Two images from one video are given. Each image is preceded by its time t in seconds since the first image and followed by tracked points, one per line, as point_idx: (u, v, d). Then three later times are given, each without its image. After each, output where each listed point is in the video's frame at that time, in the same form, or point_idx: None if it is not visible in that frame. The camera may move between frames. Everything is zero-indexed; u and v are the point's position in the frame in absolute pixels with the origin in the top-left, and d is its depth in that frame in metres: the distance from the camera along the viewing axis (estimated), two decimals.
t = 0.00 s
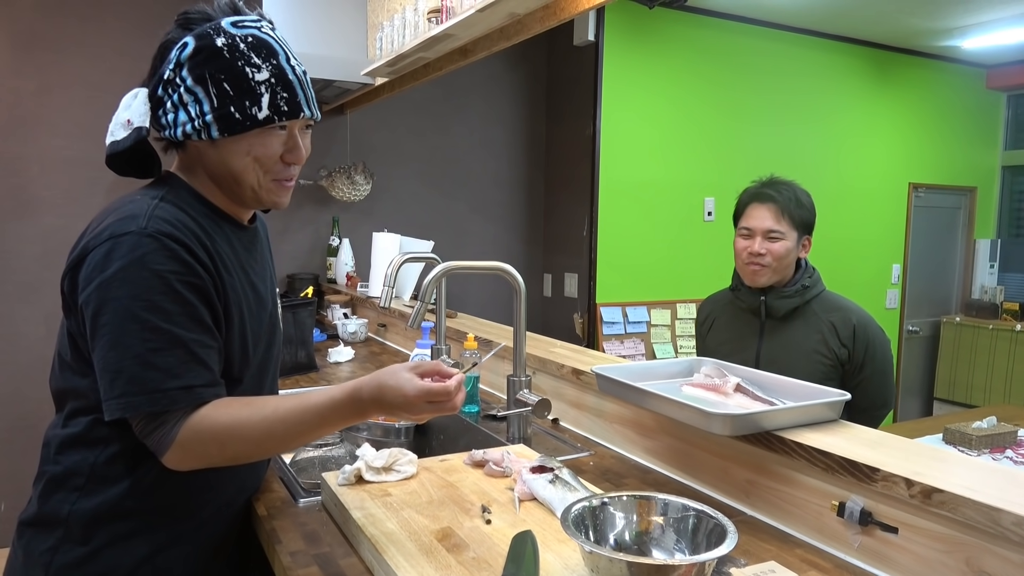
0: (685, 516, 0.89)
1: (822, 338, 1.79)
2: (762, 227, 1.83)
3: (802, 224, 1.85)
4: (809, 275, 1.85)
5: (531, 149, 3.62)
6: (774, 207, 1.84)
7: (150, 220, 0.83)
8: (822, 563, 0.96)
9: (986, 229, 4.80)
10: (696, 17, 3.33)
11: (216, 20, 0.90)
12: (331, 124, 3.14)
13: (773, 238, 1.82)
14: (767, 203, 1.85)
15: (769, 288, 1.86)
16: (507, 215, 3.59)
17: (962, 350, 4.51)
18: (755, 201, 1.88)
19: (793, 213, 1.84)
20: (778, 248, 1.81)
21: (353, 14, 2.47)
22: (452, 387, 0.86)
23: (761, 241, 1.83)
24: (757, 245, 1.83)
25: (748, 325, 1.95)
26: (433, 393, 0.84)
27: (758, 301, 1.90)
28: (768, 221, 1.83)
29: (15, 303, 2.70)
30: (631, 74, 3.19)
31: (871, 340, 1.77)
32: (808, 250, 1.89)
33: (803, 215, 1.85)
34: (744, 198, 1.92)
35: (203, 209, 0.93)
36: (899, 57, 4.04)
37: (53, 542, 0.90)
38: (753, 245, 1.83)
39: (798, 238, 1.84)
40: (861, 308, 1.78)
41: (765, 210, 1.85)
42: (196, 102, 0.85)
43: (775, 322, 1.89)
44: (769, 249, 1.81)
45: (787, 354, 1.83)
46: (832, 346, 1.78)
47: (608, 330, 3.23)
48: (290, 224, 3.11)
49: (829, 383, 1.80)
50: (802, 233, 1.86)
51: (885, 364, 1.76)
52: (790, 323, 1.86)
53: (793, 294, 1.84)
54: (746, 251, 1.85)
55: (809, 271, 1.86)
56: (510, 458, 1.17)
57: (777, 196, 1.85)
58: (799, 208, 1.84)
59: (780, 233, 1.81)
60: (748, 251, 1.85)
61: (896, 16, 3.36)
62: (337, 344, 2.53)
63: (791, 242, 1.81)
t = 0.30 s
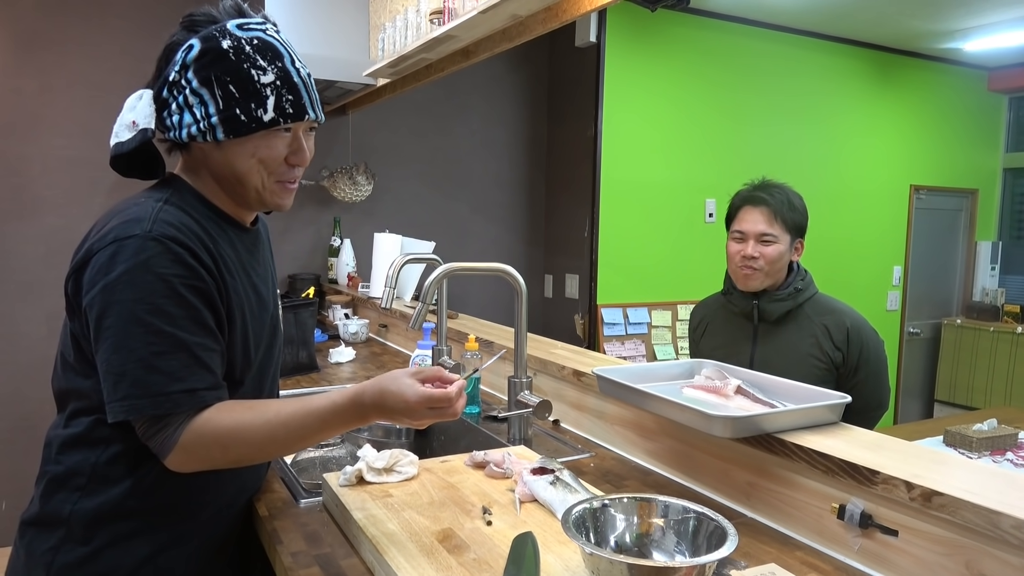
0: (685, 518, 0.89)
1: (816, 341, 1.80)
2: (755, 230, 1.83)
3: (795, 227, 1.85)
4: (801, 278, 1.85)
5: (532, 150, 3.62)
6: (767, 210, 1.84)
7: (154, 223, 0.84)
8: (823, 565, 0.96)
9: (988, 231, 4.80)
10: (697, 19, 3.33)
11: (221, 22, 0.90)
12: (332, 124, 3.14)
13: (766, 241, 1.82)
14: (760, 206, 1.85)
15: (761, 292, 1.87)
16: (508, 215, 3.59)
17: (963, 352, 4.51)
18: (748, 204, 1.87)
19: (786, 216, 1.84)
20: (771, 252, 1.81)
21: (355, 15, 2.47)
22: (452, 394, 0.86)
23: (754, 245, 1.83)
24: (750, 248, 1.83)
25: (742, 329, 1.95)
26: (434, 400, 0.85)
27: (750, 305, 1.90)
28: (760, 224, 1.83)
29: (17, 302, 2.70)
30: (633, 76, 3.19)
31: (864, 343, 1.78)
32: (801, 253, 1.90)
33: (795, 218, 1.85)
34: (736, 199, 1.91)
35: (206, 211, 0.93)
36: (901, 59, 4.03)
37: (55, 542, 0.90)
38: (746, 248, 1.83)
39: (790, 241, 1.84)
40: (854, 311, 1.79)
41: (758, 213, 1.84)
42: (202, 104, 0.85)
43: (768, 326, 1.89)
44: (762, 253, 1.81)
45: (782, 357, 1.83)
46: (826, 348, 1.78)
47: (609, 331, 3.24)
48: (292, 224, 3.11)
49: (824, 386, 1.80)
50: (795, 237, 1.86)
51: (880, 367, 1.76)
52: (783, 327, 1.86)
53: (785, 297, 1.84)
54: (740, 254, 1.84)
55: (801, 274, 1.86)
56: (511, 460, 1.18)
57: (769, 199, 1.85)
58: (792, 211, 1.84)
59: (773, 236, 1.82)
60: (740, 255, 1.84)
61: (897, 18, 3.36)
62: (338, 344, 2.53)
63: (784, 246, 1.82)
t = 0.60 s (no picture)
0: (685, 520, 0.89)
1: (812, 341, 1.80)
2: (756, 228, 1.84)
3: (796, 227, 1.86)
4: (800, 277, 1.85)
5: (533, 151, 3.62)
6: (768, 210, 1.84)
7: (155, 221, 0.84)
8: (823, 567, 0.97)
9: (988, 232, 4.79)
10: (697, 20, 3.33)
11: (223, 24, 0.90)
12: (333, 125, 3.15)
13: (766, 240, 1.82)
14: (762, 204, 1.86)
15: (760, 291, 1.87)
16: (509, 216, 3.59)
17: (963, 354, 4.51)
18: (750, 203, 1.88)
19: (787, 216, 1.84)
20: (771, 251, 1.81)
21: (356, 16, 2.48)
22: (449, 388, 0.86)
23: (754, 243, 1.83)
24: (750, 246, 1.83)
25: (740, 328, 1.95)
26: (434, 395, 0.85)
27: (749, 304, 1.90)
28: (762, 222, 1.84)
29: (18, 303, 2.71)
30: (633, 76, 3.19)
31: (862, 344, 1.77)
32: (801, 253, 1.90)
33: (797, 217, 1.85)
34: (739, 199, 1.92)
35: (206, 211, 0.93)
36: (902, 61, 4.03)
37: (56, 541, 0.91)
38: (746, 246, 1.84)
39: (791, 241, 1.84)
40: (851, 311, 1.78)
41: (760, 211, 1.85)
42: (202, 105, 0.86)
43: (765, 326, 1.90)
44: (761, 251, 1.82)
45: (780, 357, 1.84)
46: (822, 349, 1.78)
47: (610, 332, 3.24)
48: (293, 225, 3.12)
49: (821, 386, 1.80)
50: (796, 236, 1.87)
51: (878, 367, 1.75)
52: (780, 327, 1.86)
53: (782, 297, 1.84)
54: (740, 253, 1.85)
55: (801, 273, 1.86)
56: (511, 461, 1.18)
57: (772, 198, 1.86)
58: (794, 210, 1.85)
59: (774, 235, 1.82)
60: (741, 253, 1.85)
61: (898, 19, 3.36)
62: (338, 345, 2.53)
63: (784, 245, 1.82)
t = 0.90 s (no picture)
0: (685, 521, 0.89)
1: (819, 339, 1.80)
2: (765, 227, 1.84)
3: (805, 227, 1.86)
4: (808, 275, 1.86)
5: (533, 153, 3.62)
6: (778, 208, 1.84)
7: (151, 223, 0.84)
8: (823, 568, 0.97)
9: (989, 233, 4.79)
10: (698, 21, 3.33)
11: (255, 32, 0.91)
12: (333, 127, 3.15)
13: (775, 239, 1.82)
14: (773, 203, 1.86)
15: (767, 288, 1.87)
16: (509, 217, 3.60)
17: (964, 355, 4.51)
18: (759, 202, 1.88)
19: (796, 215, 1.84)
20: (779, 249, 1.81)
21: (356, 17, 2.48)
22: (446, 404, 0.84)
23: (763, 241, 1.83)
24: (759, 244, 1.83)
25: (746, 326, 1.95)
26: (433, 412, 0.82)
27: (756, 301, 1.89)
28: (771, 221, 1.84)
29: (19, 304, 2.71)
30: (633, 78, 3.20)
31: (867, 343, 1.78)
32: (809, 253, 1.90)
33: (806, 217, 1.85)
34: (748, 199, 1.92)
35: (205, 211, 0.94)
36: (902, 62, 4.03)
37: (55, 543, 0.91)
38: (755, 244, 1.84)
39: (799, 241, 1.84)
40: (857, 311, 1.79)
41: (770, 210, 1.85)
42: (222, 106, 0.86)
43: (771, 323, 1.89)
44: (769, 249, 1.82)
45: (786, 355, 1.83)
46: (828, 347, 1.78)
47: (610, 333, 3.24)
48: (293, 226, 3.12)
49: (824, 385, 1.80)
50: (804, 236, 1.87)
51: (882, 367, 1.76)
52: (787, 324, 1.86)
53: (790, 294, 1.83)
54: (749, 251, 1.85)
55: (808, 272, 1.86)
56: (511, 462, 1.18)
57: (782, 197, 1.86)
58: (804, 210, 1.85)
59: (783, 233, 1.82)
60: (750, 250, 1.85)
61: (898, 21, 3.37)
62: (339, 346, 2.53)
63: (793, 244, 1.82)
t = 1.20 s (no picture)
0: (684, 520, 0.90)
1: (822, 338, 1.80)
2: (768, 226, 1.84)
3: (808, 225, 1.86)
4: (812, 273, 1.86)
5: (532, 153, 3.62)
6: (780, 208, 1.85)
7: (167, 223, 0.85)
8: (822, 567, 0.97)
9: (989, 233, 4.79)
10: (696, 22, 3.34)
11: (305, 45, 0.92)
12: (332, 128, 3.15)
13: (778, 238, 1.83)
14: (774, 203, 1.86)
15: (771, 287, 1.87)
16: (508, 218, 3.59)
17: (964, 355, 4.51)
18: (761, 202, 1.89)
19: (799, 214, 1.85)
20: (782, 249, 1.82)
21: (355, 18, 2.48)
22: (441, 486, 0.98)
23: (766, 240, 1.84)
24: (762, 243, 1.84)
25: (750, 323, 1.95)
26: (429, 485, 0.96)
27: (760, 298, 1.89)
28: (774, 220, 1.84)
29: (19, 305, 2.71)
30: (632, 79, 3.20)
31: (870, 342, 1.78)
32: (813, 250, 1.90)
33: (809, 216, 1.86)
34: (751, 198, 1.93)
35: (224, 215, 0.94)
36: (901, 62, 4.03)
37: (53, 543, 0.91)
38: (758, 244, 1.85)
39: (802, 240, 1.85)
40: (861, 309, 1.79)
41: (772, 209, 1.85)
42: (259, 105, 0.86)
43: (775, 320, 1.89)
44: (773, 249, 1.82)
45: (788, 353, 1.83)
46: (831, 346, 1.78)
47: (610, 334, 3.24)
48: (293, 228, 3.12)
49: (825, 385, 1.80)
50: (808, 234, 1.87)
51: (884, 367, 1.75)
52: (791, 321, 1.86)
53: (795, 292, 1.84)
54: (752, 250, 1.86)
55: (812, 270, 1.87)
56: (511, 462, 1.18)
57: (784, 197, 1.86)
58: (806, 209, 1.85)
59: (786, 232, 1.82)
60: (753, 250, 1.86)
61: (897, 21, 3.37)
62: (338, 347, 2.53)
63: (796, 242, 1.83)
